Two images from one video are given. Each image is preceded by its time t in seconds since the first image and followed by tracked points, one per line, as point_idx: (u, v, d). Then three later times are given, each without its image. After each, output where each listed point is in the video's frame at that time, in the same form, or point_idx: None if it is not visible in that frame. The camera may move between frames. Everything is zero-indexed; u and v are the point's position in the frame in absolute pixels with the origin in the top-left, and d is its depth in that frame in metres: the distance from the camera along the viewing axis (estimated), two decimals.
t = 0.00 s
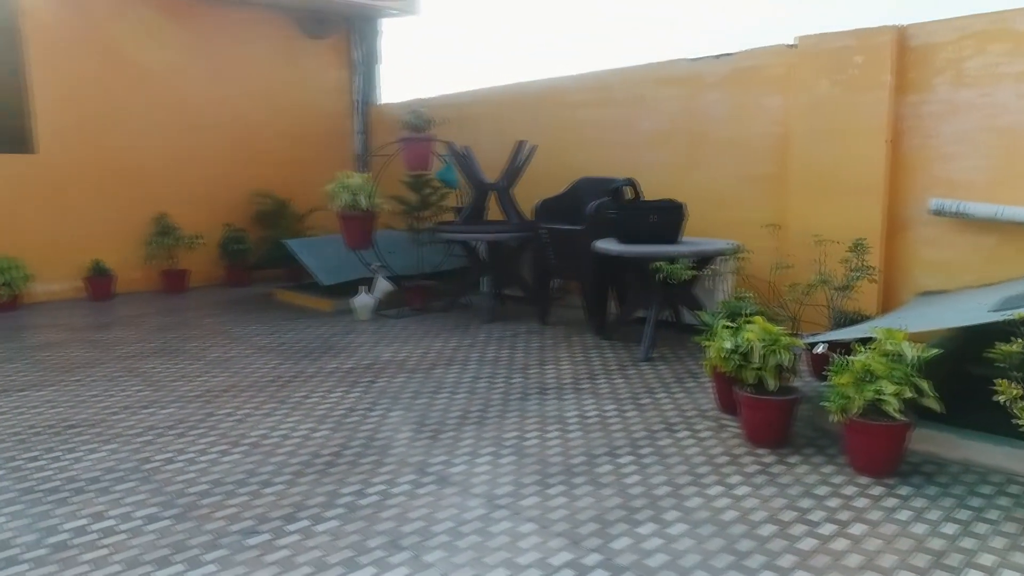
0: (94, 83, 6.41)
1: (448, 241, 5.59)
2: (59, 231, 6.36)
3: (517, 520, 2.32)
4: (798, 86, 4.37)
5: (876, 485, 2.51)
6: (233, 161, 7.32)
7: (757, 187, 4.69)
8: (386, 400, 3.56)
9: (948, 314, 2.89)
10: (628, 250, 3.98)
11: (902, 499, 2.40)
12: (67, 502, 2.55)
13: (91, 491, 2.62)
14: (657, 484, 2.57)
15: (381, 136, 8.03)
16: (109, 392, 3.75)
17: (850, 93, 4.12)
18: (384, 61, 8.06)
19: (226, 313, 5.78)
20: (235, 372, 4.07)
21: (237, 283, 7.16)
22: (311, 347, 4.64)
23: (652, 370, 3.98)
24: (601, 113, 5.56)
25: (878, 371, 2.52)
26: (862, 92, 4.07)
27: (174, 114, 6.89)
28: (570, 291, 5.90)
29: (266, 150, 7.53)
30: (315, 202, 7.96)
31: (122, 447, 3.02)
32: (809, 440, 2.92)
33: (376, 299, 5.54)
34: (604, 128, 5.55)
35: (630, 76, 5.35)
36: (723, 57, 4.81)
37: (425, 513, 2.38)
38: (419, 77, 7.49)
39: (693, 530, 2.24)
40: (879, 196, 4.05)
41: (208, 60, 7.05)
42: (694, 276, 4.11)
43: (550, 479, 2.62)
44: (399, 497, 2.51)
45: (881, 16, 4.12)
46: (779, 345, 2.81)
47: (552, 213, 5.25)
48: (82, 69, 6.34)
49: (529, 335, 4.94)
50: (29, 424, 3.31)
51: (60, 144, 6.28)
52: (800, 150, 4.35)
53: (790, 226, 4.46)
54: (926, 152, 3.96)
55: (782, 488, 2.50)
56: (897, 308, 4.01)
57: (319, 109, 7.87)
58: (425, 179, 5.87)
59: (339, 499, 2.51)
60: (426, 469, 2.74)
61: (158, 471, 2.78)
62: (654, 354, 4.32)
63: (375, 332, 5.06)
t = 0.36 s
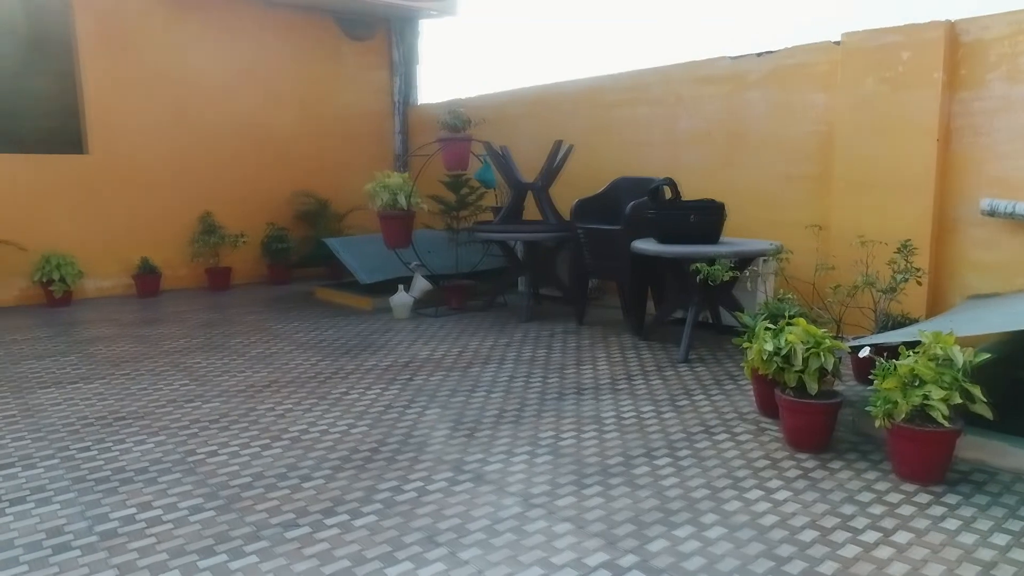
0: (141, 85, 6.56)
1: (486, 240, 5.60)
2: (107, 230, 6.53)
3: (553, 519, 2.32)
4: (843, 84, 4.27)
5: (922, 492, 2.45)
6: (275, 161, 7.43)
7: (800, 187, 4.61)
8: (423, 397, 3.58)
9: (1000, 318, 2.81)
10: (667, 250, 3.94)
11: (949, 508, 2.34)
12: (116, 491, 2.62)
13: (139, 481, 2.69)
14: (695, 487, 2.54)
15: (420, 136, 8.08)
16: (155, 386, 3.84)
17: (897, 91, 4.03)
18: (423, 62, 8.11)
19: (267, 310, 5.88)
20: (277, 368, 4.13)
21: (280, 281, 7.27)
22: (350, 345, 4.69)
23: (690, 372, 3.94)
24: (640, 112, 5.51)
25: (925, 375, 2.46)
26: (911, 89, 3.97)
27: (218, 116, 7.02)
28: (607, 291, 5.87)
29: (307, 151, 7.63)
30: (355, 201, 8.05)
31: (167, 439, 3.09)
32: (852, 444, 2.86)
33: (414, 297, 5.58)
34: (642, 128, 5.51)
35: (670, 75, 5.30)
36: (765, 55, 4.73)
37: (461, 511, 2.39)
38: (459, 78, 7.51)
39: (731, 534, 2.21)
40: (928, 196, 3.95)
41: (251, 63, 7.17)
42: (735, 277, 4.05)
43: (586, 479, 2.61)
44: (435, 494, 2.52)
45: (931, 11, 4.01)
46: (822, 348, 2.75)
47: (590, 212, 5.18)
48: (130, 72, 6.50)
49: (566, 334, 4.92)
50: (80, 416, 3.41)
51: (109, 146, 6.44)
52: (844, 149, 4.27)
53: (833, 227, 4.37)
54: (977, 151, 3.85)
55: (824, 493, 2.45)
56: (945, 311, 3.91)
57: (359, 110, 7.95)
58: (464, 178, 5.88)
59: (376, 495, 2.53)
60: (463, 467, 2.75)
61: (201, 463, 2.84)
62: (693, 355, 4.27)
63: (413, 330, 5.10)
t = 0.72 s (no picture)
0: (190, 87, 6.73)
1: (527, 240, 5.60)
2: (158, 228, 6.71)
3: (593, 521, 2.30)
4: (895, 81, 4.17)
5: (976, 503, 2.37)
6: (319, 161, 7.54)
7: (848, 187, 4.50)
8: (463, 396, 3.60)
9: None
10: (709, 252, 3.89)
11: (1004, 520, 2.26)
12: (166, 482, 2.69)
13: (187, 473, 2.75)
14: (737, 491, 2.50)
15: (462, 136, 8.11)
16: (203, 381, 3.94)
17: (952, 88, 3.91)
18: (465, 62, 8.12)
19: (311, 308, 5.97)
20: (320, 365, 4.19)
21: (324, 279, 7.39)
22: (391, 343, 4.73)
23: (732, 375, 3.88)
24: (683, 111, 5.46)
25: (980, 383, 2.38)
26: (966, 86, 3.85)
27: (263, 116, 7.16)
28: (649, 292, 5.82)
29: (351, 151, 7.73)
30: (397, 201, 8.12)
31: (215, 433, 3.16)
32: (902, 452, 2.79)
33: (454, 297, 5.60)
34: (685, 127, 5.45)
35: (714, 74, 5.24)
36: (813, 52, 4.63)
37: (501, 510, 2.40)
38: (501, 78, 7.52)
39: (775, 540, 2.17)
40: (984, 196, 3.83)
41: (296, 64, 7.29)
42: (779, 279, 3.98)
43: (627, 481, 2.59)
44: (475, 493, 2.53)
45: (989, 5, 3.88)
46: (871, 352, 2.69)
47: (633, 213, 5.16)
48: (179, 74, 6.67)
49: (605, 335, 4.89)
50: (133, 408, 3.52)
51: (159, 145, 6.63)
52: (895, 148, 4.16)
53: (883, 228, 4.26)
54: None
55: (872, 501, 2.40)
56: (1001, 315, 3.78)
57: (402, 110, 8.02)
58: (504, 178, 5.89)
59: (417, 492, 2.55)
60: (502, 466, 2.75)
61: (248, 456, 2.90)
62: (736, 358, 4.21)
63: (454, 329, 5.12)
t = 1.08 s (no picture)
0: (243, 88, 6.90)
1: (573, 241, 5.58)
2: (212, 227, 6.89)
3: (638, 525, 2.28)
4: (956, 78, 4.03)
5: None
6: (368, 162, 7.64)
7: (903, 187, 4.37)
8: (508, 396, 3.60)
9: None
10: (759, 253, 3.82)
11: None
12: (219, 474, 2.75)
13: (240, 466, 2.82)
14: (787, 499, 2.44)
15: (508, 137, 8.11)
16: (255, 376, 4.02)
17: (1017, 85, 3.76)
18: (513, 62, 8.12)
19: (360, 306, 6.06)
20: (368, 363, 4.25)
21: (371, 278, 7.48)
22: (437, 342, 4.77)
23: (782, 379, 3.81)
24: (736, 112, 5.36)
25: None
26: None
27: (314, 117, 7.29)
28: (697, 294, 5.75)
29: (399, 151, 7.81)
30: (444, 201, 8.18)
31: (266, 428, 3.23)
32: (961, 463, 2.69)
33: (500, 297, 5.62)
34: (736, 128, 5.36)
35: (767, 73, 5.14)
36: (869, 49, 4.51)
37: (545, 510, 2.39)
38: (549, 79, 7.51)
39: (826, 550, 2.12)
40: None
41: (346, 65, 7.40)
42: (832, 282, 3.88)
43: (673, 485, 2.56)
44: (520, 493, 2.52)
45: None
46: (928, 359, 2.61)
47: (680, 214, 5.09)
48: (233, 76, 6.85)
49: (652, 337, 4.84)
50: (189, 402, 3.62)
51: (213, 145, 6.81)
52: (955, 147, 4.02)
53: (942, 230, 4.13)
54: None
55: (928, 513, 2.32)
56: None
57: (449, 111, 8.07)
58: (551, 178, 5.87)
59: (462, 490, 2.56)
60: (547, 467, 2.74)
61: (298, 451, 2.95)
62: (786, 362, 4.12)
63: (499, 329, 5.14)
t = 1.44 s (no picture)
0: (293, 90, 7.03)
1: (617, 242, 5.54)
2: (262, 226, 7.04)
3: (681, 529, 2.25)
4: (1018, 74, 3.89)
5: None
6: (414, 162, 7.71)
7: (962, 189, 4.24)
8: (551, 396, 3.59)
9: None
10: (809, 256, 3.74)
11: None
12: (267, 468, 2.81)
13: (287, 461, 2.87)
14: (836, 507, 2.38)
15: (553, 136, 8.10)
16: (303, 372, 4.10)
17: None
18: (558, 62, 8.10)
19: (404, 305, 6.11)
20: (412, 361, 4.29)
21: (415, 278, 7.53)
22: (480, 341, 4.78)
23: (832, 384, 3.72)
24: (786, 110, 5.25)
25: None
26: None
27: (362, 118, 7.39)
28: (743, 296, 5.66)
29: (445, 151, 7.86)
30: (489, 201, 8.20)
31: (313, 423, 3.29)
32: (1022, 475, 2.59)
33: (543, 297, 5.60)
34: (786, 128, 5.26)
35: (817, 70, 5.03)
36: (926, 46, 4.38)
37: (587, 512, 2.37)
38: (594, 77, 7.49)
39: (877, 561, 2.06)
40: None
41: (393, 66, 7.48)
42: (886, 285, 3.76)
43: (718, 490, 2.52)
44: (562, 494, 2.51)
45: None
46: (988, 366, 2.50)
47: (728, 214, 4.99)
48: (284, 78, 6.98)
49: (696, 339, 4.78)
50: (239, 396, 3.70)
51: (264, 146, 6.95)
52: (1017, 147, 3.88)
53: (1004, 233, 3.99)
54: None
55: (986, 526, 2.24)
56: None
57: (495, 111, 8.09)
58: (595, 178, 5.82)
59: (504, 490, 2.56)
60: (589, 469, 2.72)
61: (343, 447, 2.99)
62: (836, 367, 4.03)
63: (542, 330, 5.13)
